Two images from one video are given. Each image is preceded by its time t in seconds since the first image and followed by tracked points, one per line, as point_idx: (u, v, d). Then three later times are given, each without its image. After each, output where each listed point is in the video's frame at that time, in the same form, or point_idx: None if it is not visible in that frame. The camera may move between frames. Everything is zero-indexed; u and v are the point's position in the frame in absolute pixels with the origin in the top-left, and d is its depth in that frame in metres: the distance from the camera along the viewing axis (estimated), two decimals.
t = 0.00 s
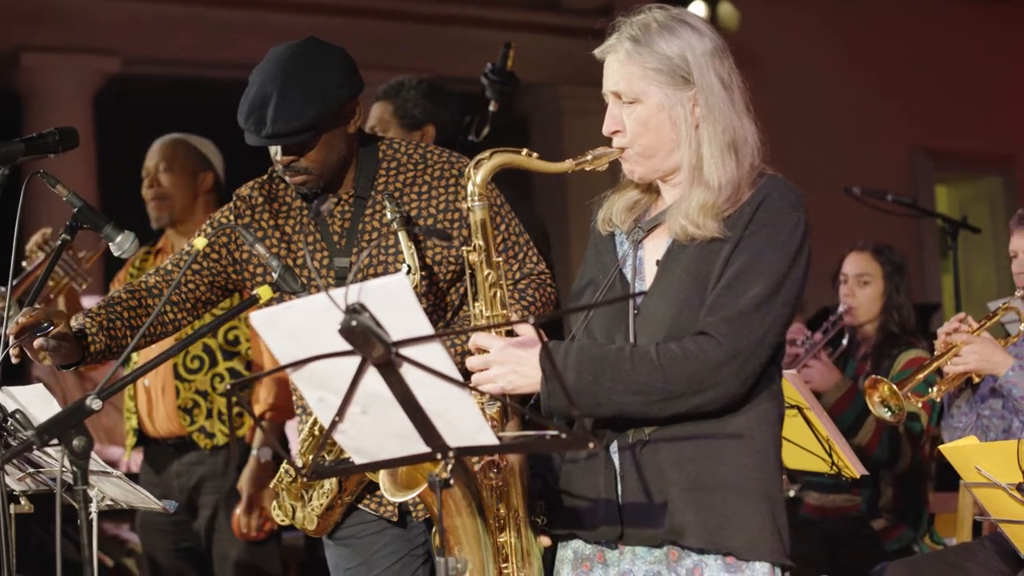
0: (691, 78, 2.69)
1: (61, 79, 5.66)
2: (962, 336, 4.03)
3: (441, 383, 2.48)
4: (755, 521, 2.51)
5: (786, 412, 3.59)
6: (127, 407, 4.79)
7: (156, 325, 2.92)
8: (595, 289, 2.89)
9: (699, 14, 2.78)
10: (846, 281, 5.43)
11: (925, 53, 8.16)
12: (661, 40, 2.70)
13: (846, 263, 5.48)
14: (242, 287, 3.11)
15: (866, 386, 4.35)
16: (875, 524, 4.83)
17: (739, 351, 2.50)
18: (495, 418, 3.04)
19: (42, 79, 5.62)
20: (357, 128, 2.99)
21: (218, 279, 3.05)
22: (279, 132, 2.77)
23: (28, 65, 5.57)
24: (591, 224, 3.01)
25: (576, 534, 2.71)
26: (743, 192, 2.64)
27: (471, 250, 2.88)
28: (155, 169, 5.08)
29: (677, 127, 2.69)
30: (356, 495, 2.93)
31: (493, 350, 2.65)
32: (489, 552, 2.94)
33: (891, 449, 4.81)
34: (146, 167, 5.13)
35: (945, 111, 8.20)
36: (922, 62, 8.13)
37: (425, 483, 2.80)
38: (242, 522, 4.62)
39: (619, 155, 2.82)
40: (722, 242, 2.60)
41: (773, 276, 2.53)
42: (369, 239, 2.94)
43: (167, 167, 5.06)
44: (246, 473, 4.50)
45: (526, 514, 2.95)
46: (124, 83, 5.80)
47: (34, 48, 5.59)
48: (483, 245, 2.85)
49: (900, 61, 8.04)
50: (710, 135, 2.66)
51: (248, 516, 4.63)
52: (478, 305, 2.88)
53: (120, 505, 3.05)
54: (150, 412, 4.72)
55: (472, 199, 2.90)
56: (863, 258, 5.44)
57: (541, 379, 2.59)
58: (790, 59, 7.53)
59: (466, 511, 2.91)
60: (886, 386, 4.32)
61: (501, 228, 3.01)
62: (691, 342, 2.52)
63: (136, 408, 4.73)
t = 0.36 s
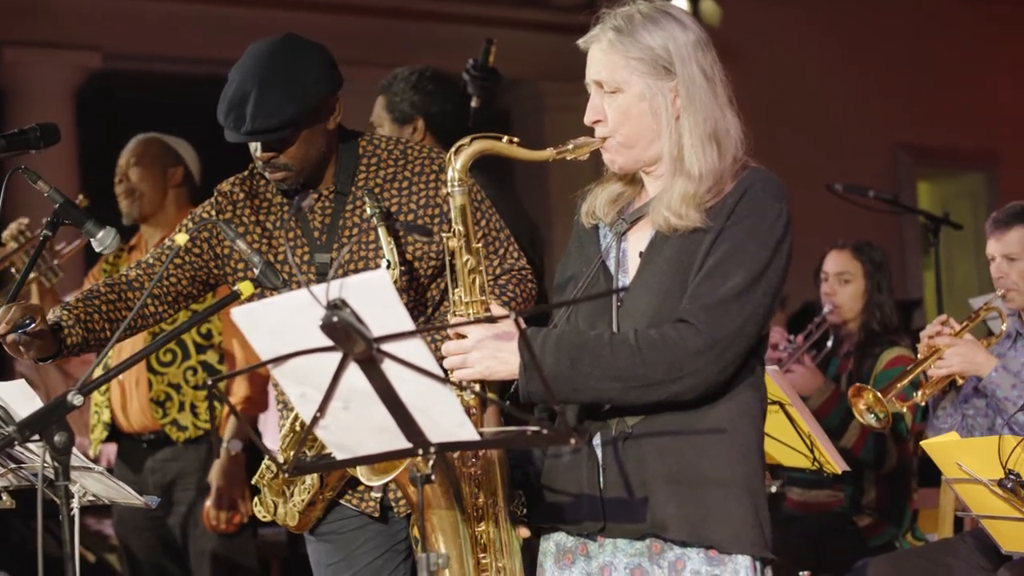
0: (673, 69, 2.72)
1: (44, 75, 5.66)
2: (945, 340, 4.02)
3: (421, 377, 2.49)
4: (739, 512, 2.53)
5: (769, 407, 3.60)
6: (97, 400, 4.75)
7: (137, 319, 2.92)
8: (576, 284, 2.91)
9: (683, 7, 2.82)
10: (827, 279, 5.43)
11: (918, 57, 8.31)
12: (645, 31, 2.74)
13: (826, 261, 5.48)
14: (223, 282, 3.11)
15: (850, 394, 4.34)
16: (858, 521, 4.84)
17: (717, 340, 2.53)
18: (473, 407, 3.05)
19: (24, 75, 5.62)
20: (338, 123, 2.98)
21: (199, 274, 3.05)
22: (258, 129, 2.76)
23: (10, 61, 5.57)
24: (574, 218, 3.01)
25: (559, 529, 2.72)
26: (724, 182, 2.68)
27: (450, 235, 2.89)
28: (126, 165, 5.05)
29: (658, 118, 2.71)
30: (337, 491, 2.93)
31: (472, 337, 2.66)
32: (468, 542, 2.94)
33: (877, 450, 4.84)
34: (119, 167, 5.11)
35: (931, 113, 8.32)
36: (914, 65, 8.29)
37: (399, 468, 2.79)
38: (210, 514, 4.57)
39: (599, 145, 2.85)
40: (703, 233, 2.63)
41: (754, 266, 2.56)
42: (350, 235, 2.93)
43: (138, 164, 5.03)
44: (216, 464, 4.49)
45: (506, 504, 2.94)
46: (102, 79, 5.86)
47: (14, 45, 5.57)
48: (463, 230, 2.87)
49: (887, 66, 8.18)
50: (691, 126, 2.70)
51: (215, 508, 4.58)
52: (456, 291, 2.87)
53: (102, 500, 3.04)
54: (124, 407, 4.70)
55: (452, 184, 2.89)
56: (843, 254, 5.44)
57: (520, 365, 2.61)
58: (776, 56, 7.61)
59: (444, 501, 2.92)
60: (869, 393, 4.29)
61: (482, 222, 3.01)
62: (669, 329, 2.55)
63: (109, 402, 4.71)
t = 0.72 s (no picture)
0: (645, 68, 2.73)
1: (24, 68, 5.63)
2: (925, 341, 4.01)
3: (399, 371, 2.48)
4: (727, 510, 2.60)
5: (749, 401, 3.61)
6: (72, 393, 4.70)
7: (113, 316, 2.91)
8: (558, 281, 2.91)
9: (653, 5, 2.83)
10: (805, 276, 5.38)
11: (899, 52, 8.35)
12: (615, 31, 2.75)
13: (803, 257, 5.43)
14: (200, 277, 3.10)
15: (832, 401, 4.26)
16: (839, 514, 4.80)
17: (699, 341, 2.56)
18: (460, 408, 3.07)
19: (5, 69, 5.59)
20: (314, 117, 2.96)
21: (175, 269, 3.04)
22: (235, 124, 2.76)
23: None
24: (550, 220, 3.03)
25: (542, 527, 2.77)
26: (700, 181, 2.71)
27: (428, 243, 2.89)
28: (98, 167, 5.07)
29: (631, 118, 2.73)
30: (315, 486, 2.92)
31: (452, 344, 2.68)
32: (454, 550, 2.93)
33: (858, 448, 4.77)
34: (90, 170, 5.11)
35: (910, 111, 8.32)
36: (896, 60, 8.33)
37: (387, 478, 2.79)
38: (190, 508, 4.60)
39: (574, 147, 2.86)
40: (681, 233, 2.65)
41: (733, 265, 2.59)
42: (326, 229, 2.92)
43: (109, 164, 5.04)
44: (194, 458, 4.48)
45: (490, 511, 2.95)
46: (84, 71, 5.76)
47: None
48: (440, 238, 2.86)
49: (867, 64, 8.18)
50: (665, 125, 2.71)
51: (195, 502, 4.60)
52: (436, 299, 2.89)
53: (79, 494, 3.04)
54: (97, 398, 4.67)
55: (428, 192, 2.89)
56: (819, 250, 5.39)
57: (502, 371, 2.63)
58: (758, 49, 7.56)
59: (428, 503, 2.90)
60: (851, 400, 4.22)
61: (457, 221, 2.99)
62: (651, 332, 2.58)
63: (82, 393, 4.67)
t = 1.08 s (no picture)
0: (614, 68, 2.74)
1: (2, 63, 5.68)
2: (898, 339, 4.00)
3: (371, 368, 2.49)
4: (704, 508, 2.61)
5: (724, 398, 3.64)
6: (45, 389, 4.74)
7: (85, 312, 2.90)
8: (532, 279, 2.93)
9: (621, 6, 2.82)
10: (777, 273, 5.39)
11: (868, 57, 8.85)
12: (583, 32, 2.75)
13: (777, 254, 5.45)
14: (171, 273, 3.10)
15: (805, 402, 4.27)
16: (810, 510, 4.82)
17: (674, 342, 2.58)
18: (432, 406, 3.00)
19: None
20: (283, 112, 2.96)
21: (147, 265, 3.04)
22: (204, 117, 2.75)
23: None
24: (524, 219, 3.03)
25: (517, 524, 2.77)
26: (672, 180, 2.72)
27: (402, 248, 2.88)
28: (70, 163, 5.04)
29: (602, 119, 2.74)
30: (286, 480, 2.90)
31: (429, 349, 2.69)
32: (433, 553, 2.88)
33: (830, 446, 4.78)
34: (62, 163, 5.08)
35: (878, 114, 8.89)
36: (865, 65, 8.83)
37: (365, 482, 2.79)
38: (151, 501, 4.58)
39: (546, 150, 2.85)
40: (654, 232, 2.67)
41: (706, 264, 2.61)
42: (297, 224, 2.92)
43: (81, 158, 5.02)
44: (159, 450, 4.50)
45: (469, 512, 2.95)
46: (65, 67, 5.99)
47: None
48: (414, 242, 2.85)
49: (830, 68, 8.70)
50: (636, 125, 2.72)
51: (155, 496, 4.58)
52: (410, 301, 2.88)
53: (53, 489, 3.02)
54: (70, 394, 4.67)
55: (402, 198, 2.88)
56: (793, 246, 5.41)
57: (476, 373, 2.64)
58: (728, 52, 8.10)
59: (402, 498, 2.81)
60: (825, 399, 4.23)
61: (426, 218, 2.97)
62: (626, 333, 2.60)
63: (55, 390, 4.67)
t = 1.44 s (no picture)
0: (589, 61, 2.77)
1: None
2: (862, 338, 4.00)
3: (332, 365, 2.49)
4: (664, 504, 2.63)
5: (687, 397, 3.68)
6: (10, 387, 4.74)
7: (49, 309, 2.92)
8: (495, 275, 2.93)
9: None
10: (742, 272, 5.41)
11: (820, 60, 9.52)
12: (559, 25, 2.77)
13: (741, 254, 5.47)
14: (135, 272, 3.11)
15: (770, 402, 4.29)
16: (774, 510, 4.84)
17: (640, 333, 2.62)
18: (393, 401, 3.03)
19: None
20: (247, 110, 2.97)
21: (111, 263, 3.05)
22: (167, 118, 2.76)
23: None
24: (492, 209, 3.02)
25: (479, 517, 2.79)
26: (643, 175, 2.76)
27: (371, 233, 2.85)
28: (38, 164, 5.05)
29: (576, 111, 2.77)
30: (249, 479, 2.92)
31: (394, 334, 2.70)
32: (390, 539, 2.91)
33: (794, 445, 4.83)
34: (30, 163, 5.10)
35: (831, 112, 9.58)
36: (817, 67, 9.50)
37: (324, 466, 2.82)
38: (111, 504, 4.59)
39: (520, 139, 2.82)
40: (624, 225, 2.70)
41: (674, 260, 2.65)
42: (261, 223, 2.94)
43: (49, 161, 5.03)
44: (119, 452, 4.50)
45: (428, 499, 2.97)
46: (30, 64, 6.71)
47: None
48: (384, 227, 2.83)
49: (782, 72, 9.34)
50: (609, 118, 2.76)
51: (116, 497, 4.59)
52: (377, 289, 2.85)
53: (14, 487, 3.03)
54: (35, 392, 4.68)
55: (372, 182, 2.85)
56: (757, 247, 5.42)
57: (440, 362, 2.66)
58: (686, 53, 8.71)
59: (366, 492, 2.88)
60: (790, 400, 4.26)
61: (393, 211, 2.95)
62: (591, 323, 2.63)
63: (20, 387, 4.68)
